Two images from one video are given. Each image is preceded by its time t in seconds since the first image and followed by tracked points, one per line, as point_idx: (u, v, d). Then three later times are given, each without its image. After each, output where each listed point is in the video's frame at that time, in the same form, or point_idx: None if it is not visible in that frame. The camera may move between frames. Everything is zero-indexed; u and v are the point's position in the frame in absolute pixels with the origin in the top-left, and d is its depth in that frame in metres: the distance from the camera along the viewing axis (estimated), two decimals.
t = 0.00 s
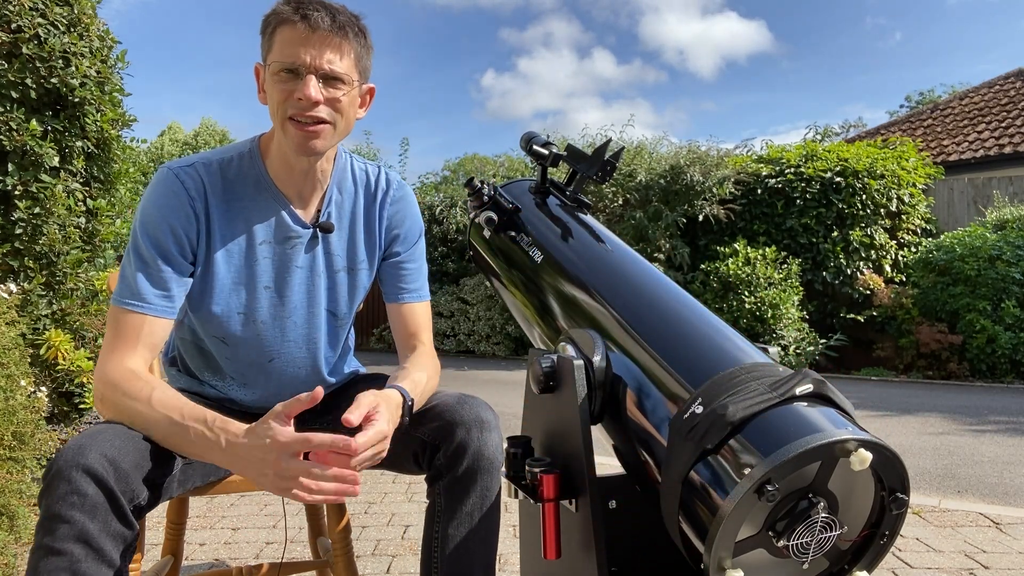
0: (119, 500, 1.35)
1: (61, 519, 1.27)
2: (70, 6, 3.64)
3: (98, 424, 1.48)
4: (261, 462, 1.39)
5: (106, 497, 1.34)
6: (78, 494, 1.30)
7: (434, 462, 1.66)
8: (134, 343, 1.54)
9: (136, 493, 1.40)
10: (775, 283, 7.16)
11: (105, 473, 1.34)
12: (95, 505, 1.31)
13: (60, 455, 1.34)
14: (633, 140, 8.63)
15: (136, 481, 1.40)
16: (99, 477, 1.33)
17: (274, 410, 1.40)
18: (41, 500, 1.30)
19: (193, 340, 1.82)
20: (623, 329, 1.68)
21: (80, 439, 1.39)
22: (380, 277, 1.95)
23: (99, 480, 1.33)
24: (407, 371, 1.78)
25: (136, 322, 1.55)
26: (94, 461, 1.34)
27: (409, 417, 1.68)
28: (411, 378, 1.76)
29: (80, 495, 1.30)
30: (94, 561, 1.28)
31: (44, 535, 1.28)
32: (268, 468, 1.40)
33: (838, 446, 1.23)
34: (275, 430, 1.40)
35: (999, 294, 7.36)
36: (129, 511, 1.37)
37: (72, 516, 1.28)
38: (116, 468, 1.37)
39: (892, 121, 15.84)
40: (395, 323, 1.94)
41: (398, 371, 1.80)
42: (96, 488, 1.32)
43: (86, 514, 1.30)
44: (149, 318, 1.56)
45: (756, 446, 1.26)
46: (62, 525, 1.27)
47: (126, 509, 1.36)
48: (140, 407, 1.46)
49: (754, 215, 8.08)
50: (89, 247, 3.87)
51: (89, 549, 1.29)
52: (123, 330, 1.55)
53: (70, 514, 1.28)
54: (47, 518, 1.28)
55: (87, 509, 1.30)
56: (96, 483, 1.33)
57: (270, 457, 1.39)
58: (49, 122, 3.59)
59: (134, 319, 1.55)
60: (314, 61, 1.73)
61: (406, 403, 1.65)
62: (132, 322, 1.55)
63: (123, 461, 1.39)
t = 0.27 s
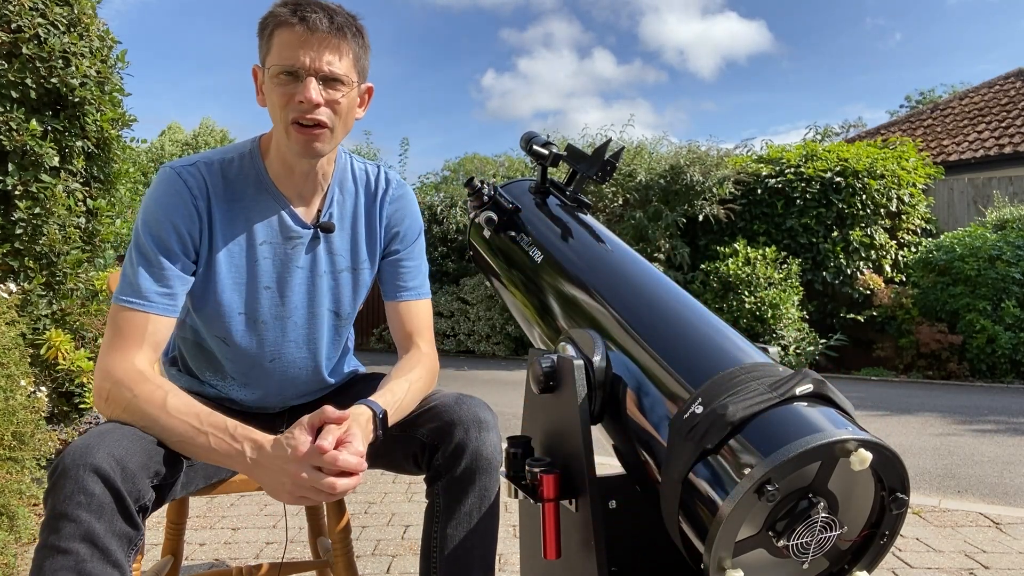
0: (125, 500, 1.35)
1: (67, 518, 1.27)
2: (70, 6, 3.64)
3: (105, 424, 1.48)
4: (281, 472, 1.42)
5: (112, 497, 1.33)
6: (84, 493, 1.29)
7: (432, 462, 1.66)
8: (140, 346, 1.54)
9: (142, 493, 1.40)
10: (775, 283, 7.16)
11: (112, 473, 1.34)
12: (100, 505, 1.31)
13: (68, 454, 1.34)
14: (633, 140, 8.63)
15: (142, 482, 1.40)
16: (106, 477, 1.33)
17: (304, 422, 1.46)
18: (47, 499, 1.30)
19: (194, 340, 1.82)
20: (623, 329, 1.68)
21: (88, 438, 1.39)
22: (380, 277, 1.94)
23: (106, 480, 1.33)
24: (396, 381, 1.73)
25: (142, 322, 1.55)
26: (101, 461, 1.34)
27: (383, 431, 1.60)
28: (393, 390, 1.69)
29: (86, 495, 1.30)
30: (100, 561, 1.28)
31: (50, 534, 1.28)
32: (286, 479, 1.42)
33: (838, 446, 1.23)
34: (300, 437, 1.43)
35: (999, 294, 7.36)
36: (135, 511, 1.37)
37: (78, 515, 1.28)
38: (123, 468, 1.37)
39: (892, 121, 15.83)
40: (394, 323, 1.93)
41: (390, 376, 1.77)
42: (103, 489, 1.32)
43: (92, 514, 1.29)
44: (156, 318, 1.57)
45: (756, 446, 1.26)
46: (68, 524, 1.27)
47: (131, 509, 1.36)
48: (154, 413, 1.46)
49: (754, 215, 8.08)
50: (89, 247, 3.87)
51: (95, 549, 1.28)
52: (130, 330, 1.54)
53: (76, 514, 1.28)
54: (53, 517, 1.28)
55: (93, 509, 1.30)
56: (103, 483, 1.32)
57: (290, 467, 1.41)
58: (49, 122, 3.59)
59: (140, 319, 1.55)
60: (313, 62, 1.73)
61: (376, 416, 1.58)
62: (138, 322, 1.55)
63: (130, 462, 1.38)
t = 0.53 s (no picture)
0: (125, 500, 1.35)
1: (66, 518, 1.27)
2: (70, 6, 3.64)
3: (104, 424, 1.48)
4: (282, 472, 1.42)
5: (111, 496, 1.33)
6: (84, 493, 1.29)
7: (432, 462, 1.66)
8: (140, 347, 1.54)
9: (142, 493, 1.40)
10: (775, 283, 7.16)
11: (112, 473, 1.33)
12: (100, 504, 1.31)
13: (67, 453, 1.33)
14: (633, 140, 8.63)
15: (142, 481, 1.40)
16: (106, 477, 1.32)
17: (303, 423, 1.46)
18: (46, 499, 1.30)
19: (193, 340, 1.82)
20: (623, 330, 1.68)
21: (87, 438, 1.39)
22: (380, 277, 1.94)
23: (106, 480, 1.32)
24: (395, 381, 1.73)
25: (140, 321, 1.55)
26: (102, 460, 1.34)
27: (381, 432, 1.60)
28: (393, 390, 1.69)
29: (86, 494, 1.30)
30: (99, 560, 1.28)
31: (49, 533, 1.28)
32: (287, 480, 1.42)
33: (838, 446, 1.23)
34: (300, 437, 1.43)
35: (999, 294, 7.37)
36: (134, 510, 1.37)
37: (78, 515, 1.28)
38: (122, 468, 1.36)
39: (892, 121, 15.83)
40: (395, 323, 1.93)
41: (390, 376, 1.76)
42: (102, 488, 1.31)
43: (92, 514, 1.29)
44: (156, 318, 1.56)
45: (755, 446, 1.26)
46: (67, 524, 1.27)
47: (131, 508, 1.36)
48: (154, 414, 1.46)
49: (754, 215, 8.09)
50: (89, 248, 3.87)
51: (95, 548, 1.28)
52: (128, 329, 1.54)
53: (75, 514, 1.28)
54: (51, 517, 1.28)
55: (93, 508, 1.30)
56: (103, 483, 1.32)
57: (291, 467, 1.41)
58: (48, 121, 3.59)
59: (139, 319, 1.55)
60: (316, 62, 1.73)
61: (375, 417, 1.58)
62: (138, 321, 1.55)
63: (130, 462, 1.38)
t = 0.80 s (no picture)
0: (124, 500, 1.35)
1: (66, 518, 1.27)
2: (70, 6, 3.64)
3: (103, 424, 1.48)
4: (282, 473, 1.42)
5: (111, 497, 1.33)
6: (84, 493, 1.29)
7: (432, 462, 1.66)
8: (140, 347, 1.54)
9: (142, 493, 1.40)
10: (775, 283, 7.16)
11: (111, 473, 1.34)
12: (99, 505, 1.31)
13: (66, 454, 1.33)
14: (633, 140, 8.63)
15: (141, 482, 1.39)
16: (106, 477, 1.33)
17: (304, 423, 1.46)
18: (45, 500, 1.30)
19: (193, 340, 1.82)
20: (623, 330, 1.68)
21: (87, 438, 1.39)
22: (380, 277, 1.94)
23: (105, 480, 1.32)
24: (395, 381, 1.73)
25: (139, 321, 1.55)
26: (101, 461, 1.34)
27: (381, 432, 1.60)
28: (393, 390, 1.69)
29: (86, 494, 1.30)
30: (99, 561, 1.28)
31: (49, 533, 1.28)
32: (287, 481, 1.42)
33: (838, 446, 1.23)
34: (301, 437, 1.43)
35: (999, 294, 7.37)
36: (134, 510, 1.37)
37: (78, 515, 1.28)
38: (122, 468, 1.36)
39: (892, 121, 15.83)
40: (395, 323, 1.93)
41: (390, 376, 1.76)
42: (101, 489, 1.31)
43: (92, 514, 1.29)
44: (155, 318, 1.56)
45: (755, 446, 1.26)
46: (67, 524, 1.27)
47: (131, 509, 1.36)
48: (153, 414, 1.46)
49: (754, 215, 8.09)
50: (89, 247, 3.87)
51: (94, 549, 1.28)
52: (127, 329, 1.54)
53: (74, 514, 1.28)
54: (51, 517, 1.28)
55: (92, 509, 1.30)
56: (102, 483, 1.32)
57: (291, 467, 1.41)
58: (49, 121, 3.59)
59: (139, 319, 1.55)
60: (314, 62, 1.73)
61: (375, 418, 1.58)
62: (138, 321, 1.55)
63: (129, 462, 1.38)
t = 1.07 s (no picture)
0: (124, 500, 1.35)
1: (66, 518, 1.27)
2: (70, 6, 3.64)
3: (103, 424, 1.47)
4: (282, 472, 1.42)
5: (111, 497, 1.33)
6: (83, 493, 1.29)
7: (432, 462, 1.66)
8: (140, 347, 1.54)
9: (141, 494, 1.40)
10: (775, 283, 7.16)
11: (111, 473, 1.34)
12: (99, 505, 1.31)
13: (66, 454, 1.33)
14: (633, 140, 8.63)
15: (141, 482, 1.39)
16: (105, 477, 1.32)
17: (304, 423, 1.46)
18: (45, 499, 1.30)
19: (193, 340, 1.82)
20: (623, 330, 1.68)
21: (87, 438, 1.39)
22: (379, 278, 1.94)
23: (104, 480, 1.32)
24: (395, 381, 1.73)
25: (139, 321, 1.55)
26: (101, 461, 1.33)
27: (381, 432, 1.60)
28: (393, 390, 1.69)
29: (85, 494, 1.29)
30: (98, 561, 1.28)
31: (49, 533, 1.28)
32: (286, 481, 1.42)
33: (838, 446, 1.23)
34: (302, 437, 1.43)
35: (999, 294, 7.37)
36: (133, 510, 1.37)
37: (78, 515, 1.28)
38: (121, 468, 1.36)
39: (892, 121, 15.83)
40: (395, 323, 1.93)
41: (390, 376, 1.76)
42: (101, 488, 1.31)
43: (91, 514, 1.29)
44: (155, 318, 1.56)
45: (755, 446, 1.26)
46: (67, 524, 1.27)
47: (130, 509, 1.36)
48: (152, 413, 1.46)
49: (754, 215, 8.09)
50: (89, 248, 3.87)
51: (94, 549, 1.28)
52: (127, 329, 1.54)
53: (74, 514, 1.28)
54: (51, 517, 1.28)
55: (92, 509, 1.29)
56: (102, 483, 1.32)
57: (291, 467, 1.41)
58: (49, 121, 3.59)
59: (139, 319, 1.55)
60: (313, 66, 1.73)
61: (375, 418, 1.57)
62: (137, 321, 1.55)
63: (129, 462, 1.38)
